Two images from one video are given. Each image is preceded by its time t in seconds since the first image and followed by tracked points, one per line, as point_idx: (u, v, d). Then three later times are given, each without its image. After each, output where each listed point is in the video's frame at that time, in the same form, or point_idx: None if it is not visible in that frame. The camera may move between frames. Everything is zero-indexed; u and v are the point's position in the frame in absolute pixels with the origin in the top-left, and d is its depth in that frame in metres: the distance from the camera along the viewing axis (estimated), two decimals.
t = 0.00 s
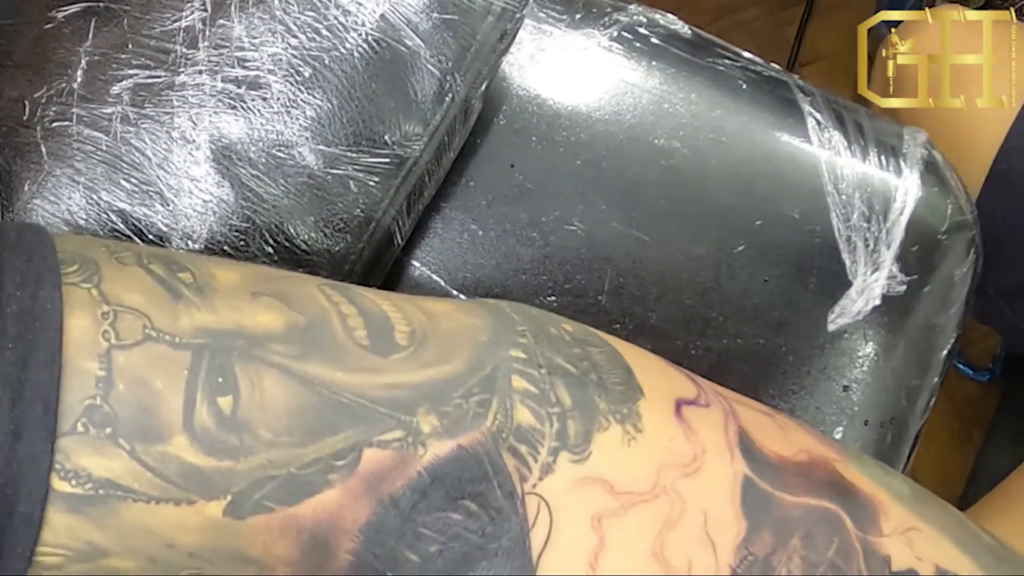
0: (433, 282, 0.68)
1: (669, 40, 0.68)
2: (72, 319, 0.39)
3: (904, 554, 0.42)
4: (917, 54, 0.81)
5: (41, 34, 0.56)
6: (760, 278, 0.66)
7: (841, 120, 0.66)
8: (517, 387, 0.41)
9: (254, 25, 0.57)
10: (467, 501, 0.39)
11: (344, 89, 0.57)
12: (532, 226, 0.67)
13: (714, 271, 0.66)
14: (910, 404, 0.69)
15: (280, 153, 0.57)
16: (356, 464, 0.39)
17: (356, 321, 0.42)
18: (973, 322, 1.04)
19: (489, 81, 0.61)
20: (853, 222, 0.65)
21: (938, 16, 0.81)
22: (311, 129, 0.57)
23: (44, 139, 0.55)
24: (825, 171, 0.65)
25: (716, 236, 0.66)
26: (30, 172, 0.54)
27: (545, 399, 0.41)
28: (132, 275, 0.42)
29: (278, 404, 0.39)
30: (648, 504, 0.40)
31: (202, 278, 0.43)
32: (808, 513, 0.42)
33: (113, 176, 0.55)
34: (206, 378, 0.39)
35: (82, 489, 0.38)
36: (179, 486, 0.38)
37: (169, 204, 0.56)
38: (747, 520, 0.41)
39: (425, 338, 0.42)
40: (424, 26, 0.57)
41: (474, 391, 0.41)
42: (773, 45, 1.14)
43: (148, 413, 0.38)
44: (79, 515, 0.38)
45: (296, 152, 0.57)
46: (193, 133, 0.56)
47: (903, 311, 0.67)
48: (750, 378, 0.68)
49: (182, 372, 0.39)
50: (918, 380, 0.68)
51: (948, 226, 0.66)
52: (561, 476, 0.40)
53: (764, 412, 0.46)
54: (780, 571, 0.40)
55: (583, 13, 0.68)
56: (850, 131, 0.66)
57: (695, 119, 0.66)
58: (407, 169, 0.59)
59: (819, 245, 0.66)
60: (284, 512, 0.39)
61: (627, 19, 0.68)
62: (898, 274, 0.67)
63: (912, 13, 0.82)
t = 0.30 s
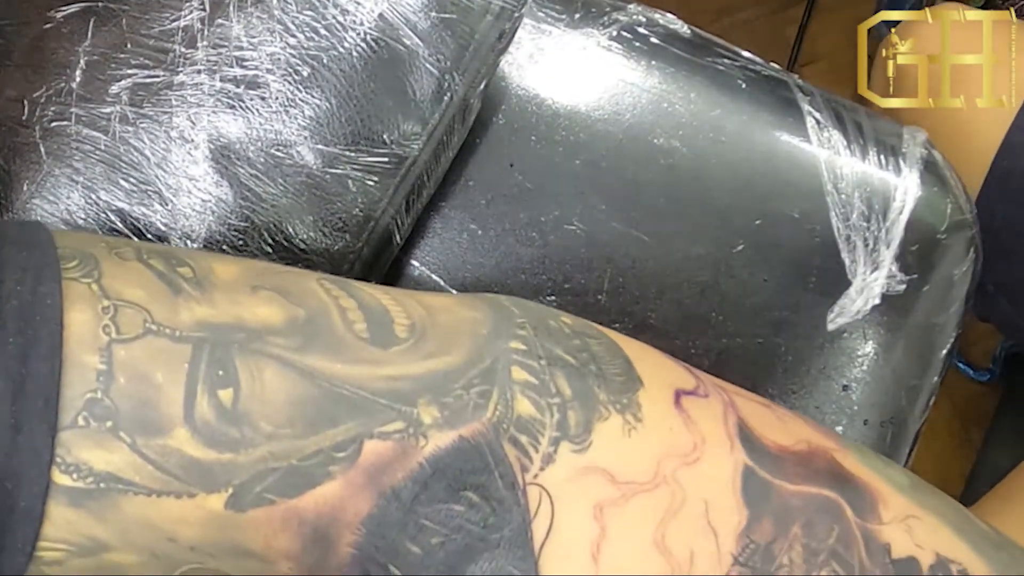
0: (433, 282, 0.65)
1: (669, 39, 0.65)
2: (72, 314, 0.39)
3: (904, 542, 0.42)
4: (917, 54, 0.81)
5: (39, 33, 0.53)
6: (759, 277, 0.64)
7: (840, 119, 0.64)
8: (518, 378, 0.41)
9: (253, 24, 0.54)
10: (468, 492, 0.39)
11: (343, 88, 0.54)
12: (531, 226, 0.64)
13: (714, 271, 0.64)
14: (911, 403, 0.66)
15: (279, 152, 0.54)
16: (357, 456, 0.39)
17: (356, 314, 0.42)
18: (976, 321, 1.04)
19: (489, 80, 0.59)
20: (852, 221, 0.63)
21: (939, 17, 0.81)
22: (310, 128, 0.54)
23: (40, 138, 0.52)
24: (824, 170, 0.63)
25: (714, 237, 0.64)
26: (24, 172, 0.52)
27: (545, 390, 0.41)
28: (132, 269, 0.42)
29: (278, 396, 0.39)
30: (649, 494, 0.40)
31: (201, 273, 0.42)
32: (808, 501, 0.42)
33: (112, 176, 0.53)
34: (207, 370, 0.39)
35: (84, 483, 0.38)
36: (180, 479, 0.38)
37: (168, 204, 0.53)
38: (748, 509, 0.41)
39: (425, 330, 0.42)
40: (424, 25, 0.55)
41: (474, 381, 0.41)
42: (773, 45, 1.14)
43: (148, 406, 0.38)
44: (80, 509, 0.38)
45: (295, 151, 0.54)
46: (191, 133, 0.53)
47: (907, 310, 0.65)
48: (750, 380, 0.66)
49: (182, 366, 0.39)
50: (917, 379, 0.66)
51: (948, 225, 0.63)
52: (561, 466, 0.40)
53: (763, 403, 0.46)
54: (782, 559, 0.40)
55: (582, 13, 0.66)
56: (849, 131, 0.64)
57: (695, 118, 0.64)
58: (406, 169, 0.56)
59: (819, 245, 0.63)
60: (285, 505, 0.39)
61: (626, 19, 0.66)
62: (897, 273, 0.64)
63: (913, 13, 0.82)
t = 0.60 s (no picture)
0: (432, 282, 0.64)
1: (668, 39, 0.64)
2: (72, 312, 0.39)
3: (903, 539, 0.43)
4: (917, 54, 0.81)
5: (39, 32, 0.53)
6: (760, 276, 0.63)
7: (840, 119, 0.63)
8: (517, 375, 0.41)
9: (252, 24, 0.54)
10: (468, 489, 0.39)
11: (342, 88, 0.54)
12: (530, 226, 0.63)
13: (713, 271, 0.63)
14: (910, 403, 0.65)
15: (279, 152, 0.54)
16: (357, 453, 0.39)
17: (356, 311, 0.42)
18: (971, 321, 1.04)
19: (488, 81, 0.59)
20: (852, 221, 0.62)
21: (939, 16, 0.81)
22: (310, 129, 0.54)
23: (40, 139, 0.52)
24: (824, 170, 0.62)
25: (712, 237, 0.63)
26: (25, 172, 0.51)
27: (544, 387, 0.41)
28: (132, 267, 0.42)
29: (278, 394, 0.39)
30: (648, 491, 0.40)
31: (201, 270, 0.42)
32: (808, 498, 0.42)
33: (111, 176, 0.53)
34: (207, 368, 0.39)
35: (84, 481, 0.38)
36: (180, 477, 0.38)
37: (167, 204, 0.53)
38: (748, 506, 0.41)
39: (425, 328, 0.42)
40: (423, 25, 0.55)
41: (473, 378, 0.41)
42: (773, 44, 1.14)
43: (149, 403, 0.38)
44: (80, 507, 0.38)
45: (294, 151, 0.54)
46: (190, 133, 0.53)
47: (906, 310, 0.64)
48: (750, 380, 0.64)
49: (182, 364, 0.39)
50: (916, 379, 0.65)
51: (948, 225, 0.63)
52: (561, 463, 0.40)
53: (761, 400, 0.46)
54: (781, 556, 0.40)
55: (583, 12, 0.65)
56: (849, 131, 0.63)
57: (695, 118, 0.63)
58: (406, 169, 0.56)
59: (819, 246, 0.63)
60: (285, 502, 0.39)
61: (626, 18, 0.65)
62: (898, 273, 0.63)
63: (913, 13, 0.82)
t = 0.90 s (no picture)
0: (422, 282, 0.63)
1: (658, 38, 0.63)
2: (64, 318, 0.39)
3: (895, 536, 0.43)
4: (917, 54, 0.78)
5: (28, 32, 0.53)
6: (749, 276, 0.62)
7: (830, 118, 0.62)
8: (509, 376, 0.41)
9: (242, 25, 0.54)
10: (460, 491, 0.39)
11: (332, 87, 0.54)
12: (520, 225, 0.63)
13: (703, 271, 0.62)
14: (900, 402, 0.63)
15: (269, 152, 0.54)
16: (349, 457, 0.39)
17: (347, 315, 0.42)
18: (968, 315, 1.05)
19: (478, 81, 0.58)
20: (841, 220, 0.61)
21: (937, 16, 0.77)
22: (299, 129, 0.54)
23: (30, 139, 0.52)
24: (812, 169, 0.61)
25: (704, 236, 0.62)
26: (16, 173, 0.51)
27: (537, 388, 0.41)
28: (123, 272, 0.42)
29: (271, 399, 0.39)
30: (641, 490, 0.40)
31: (193, 275, 0.42)
32: (800, 496, 0.42)
33: (101, 176, 0.52)
34: (199, 373, 0.39)
35: (77, 487, 0.38)
36: (174, 482, 0.38)
37: (157, 204, 0.52)
38: (740, 504, 0.41)
39: (417, 331, 0.42)
40: (413, 25, 0.54)
41: (465, 380, 0.41)
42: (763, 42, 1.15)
43: (142, 409, 0.38)
44: (74, 513, 0.38)
45: (284, 151, 0.54)
46: (181, 133, 0.53)
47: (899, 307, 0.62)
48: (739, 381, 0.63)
49: (175, 369, 0.39)
50: (906, 378, 0.63)
51: (939, 224, 0.61)
52: (553, 464, 0.40)
53: (751, 399, 0.46)
54: (773, 555, 0.41)
55: (573, 12, 0.64)
56: (839, 130, 0.62)
57: (685, 118, 0.62)
58: (396, 169, 0.55)
59: (809, 246, 0.61)
60: (279, 506, 0.39)
61: (616, 18, 0.64)
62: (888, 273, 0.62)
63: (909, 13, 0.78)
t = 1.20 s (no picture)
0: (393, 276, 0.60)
1: (629, 33, 0.60)
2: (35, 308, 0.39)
3: (865, 523, 0.43)
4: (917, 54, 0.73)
5: None
6: (718, 272, 0.59)
7: (800, 113, 0.60)
8: (480, 366, 0.41)
9: (212, 18, 0.52)
10: (432, 480, 0.39)
11: (303, 81, 0.52)
12: (490, 219, 0.60)
13: (674, 266, 0.59)
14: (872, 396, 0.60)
15: (239, 147, 0.52)
16: (321, 446, 0.39)
17: (318, 304, 0.42)
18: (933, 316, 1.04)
19: (449, 75, 0.56)
20: (811, 215, 0.58)
21: (936, 17, 0.74)
22: (270, 123, 0.52)
23: None
24: (782, 163, 0.59)
25: (677, 229, 0.59)
26: None
27: (508, 376, 0.41)
28: (93, 262, 0.42)
29: (243, 388, 0.39)
30: (612, 479, 0.41)
31: (164, 265, 0.42)
32: (771, 484, 0.42)
33: (71, 170, 0.51)
34: (171, 363, 0.39)
35: (49, 478, 0.38)
36: (145, 472, 0.38)
37: (128, 198, 0.51)
38: (711, 492, 0.41)
39: (388, 320, 0.42)
40: (384, 19, 0.53)
41: (437, 369, 0.41)
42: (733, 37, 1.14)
43: (114, 398, 0.38)
44: (46, 504, 0.38)
45: (255, 146, 0.52)
46: (150, 127, 0.52)
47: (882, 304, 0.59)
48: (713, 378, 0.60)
49: (146, 359, 0.39)
50: (876, 371, 0.60)
51: (908, 221, 0.59)
52: (524, 453, 0.40)
53: (722, 389, 0.46)
54: (744, 543, 0.41)
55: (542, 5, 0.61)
56: (809, 124, 0.60)
57: (656, 113, 0.59)
58: (367, 163, 0.54)
59: (779, 240, 0.59)
60: (251, 495, 0.39)
61: (587, 12, 0.61)
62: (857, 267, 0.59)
63: (909, 11, 0.75)
